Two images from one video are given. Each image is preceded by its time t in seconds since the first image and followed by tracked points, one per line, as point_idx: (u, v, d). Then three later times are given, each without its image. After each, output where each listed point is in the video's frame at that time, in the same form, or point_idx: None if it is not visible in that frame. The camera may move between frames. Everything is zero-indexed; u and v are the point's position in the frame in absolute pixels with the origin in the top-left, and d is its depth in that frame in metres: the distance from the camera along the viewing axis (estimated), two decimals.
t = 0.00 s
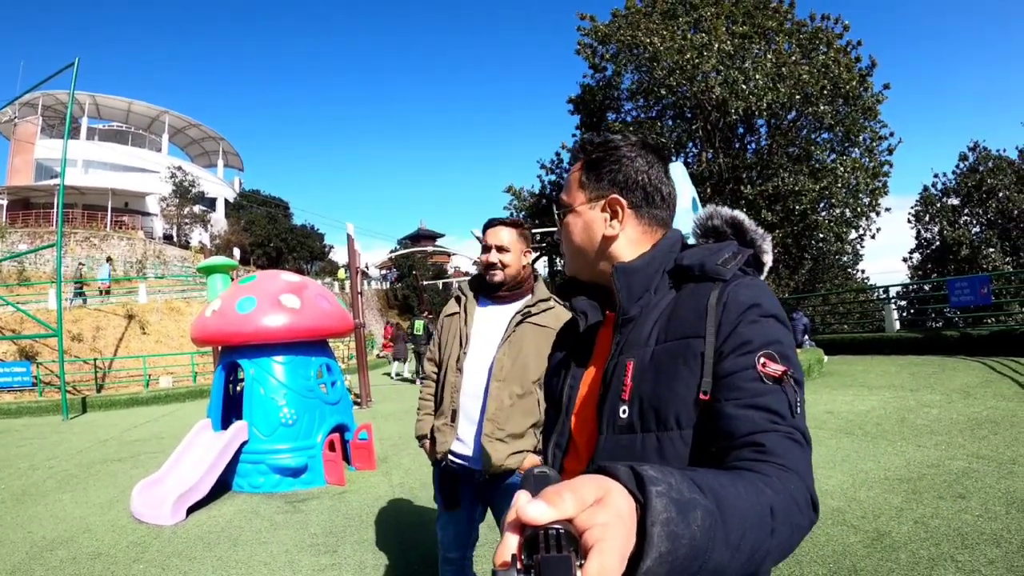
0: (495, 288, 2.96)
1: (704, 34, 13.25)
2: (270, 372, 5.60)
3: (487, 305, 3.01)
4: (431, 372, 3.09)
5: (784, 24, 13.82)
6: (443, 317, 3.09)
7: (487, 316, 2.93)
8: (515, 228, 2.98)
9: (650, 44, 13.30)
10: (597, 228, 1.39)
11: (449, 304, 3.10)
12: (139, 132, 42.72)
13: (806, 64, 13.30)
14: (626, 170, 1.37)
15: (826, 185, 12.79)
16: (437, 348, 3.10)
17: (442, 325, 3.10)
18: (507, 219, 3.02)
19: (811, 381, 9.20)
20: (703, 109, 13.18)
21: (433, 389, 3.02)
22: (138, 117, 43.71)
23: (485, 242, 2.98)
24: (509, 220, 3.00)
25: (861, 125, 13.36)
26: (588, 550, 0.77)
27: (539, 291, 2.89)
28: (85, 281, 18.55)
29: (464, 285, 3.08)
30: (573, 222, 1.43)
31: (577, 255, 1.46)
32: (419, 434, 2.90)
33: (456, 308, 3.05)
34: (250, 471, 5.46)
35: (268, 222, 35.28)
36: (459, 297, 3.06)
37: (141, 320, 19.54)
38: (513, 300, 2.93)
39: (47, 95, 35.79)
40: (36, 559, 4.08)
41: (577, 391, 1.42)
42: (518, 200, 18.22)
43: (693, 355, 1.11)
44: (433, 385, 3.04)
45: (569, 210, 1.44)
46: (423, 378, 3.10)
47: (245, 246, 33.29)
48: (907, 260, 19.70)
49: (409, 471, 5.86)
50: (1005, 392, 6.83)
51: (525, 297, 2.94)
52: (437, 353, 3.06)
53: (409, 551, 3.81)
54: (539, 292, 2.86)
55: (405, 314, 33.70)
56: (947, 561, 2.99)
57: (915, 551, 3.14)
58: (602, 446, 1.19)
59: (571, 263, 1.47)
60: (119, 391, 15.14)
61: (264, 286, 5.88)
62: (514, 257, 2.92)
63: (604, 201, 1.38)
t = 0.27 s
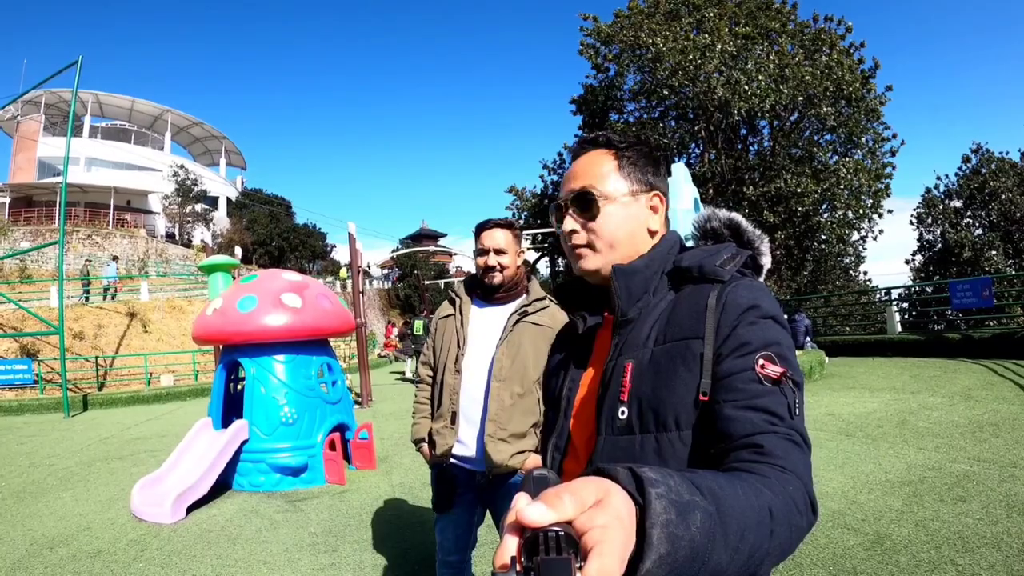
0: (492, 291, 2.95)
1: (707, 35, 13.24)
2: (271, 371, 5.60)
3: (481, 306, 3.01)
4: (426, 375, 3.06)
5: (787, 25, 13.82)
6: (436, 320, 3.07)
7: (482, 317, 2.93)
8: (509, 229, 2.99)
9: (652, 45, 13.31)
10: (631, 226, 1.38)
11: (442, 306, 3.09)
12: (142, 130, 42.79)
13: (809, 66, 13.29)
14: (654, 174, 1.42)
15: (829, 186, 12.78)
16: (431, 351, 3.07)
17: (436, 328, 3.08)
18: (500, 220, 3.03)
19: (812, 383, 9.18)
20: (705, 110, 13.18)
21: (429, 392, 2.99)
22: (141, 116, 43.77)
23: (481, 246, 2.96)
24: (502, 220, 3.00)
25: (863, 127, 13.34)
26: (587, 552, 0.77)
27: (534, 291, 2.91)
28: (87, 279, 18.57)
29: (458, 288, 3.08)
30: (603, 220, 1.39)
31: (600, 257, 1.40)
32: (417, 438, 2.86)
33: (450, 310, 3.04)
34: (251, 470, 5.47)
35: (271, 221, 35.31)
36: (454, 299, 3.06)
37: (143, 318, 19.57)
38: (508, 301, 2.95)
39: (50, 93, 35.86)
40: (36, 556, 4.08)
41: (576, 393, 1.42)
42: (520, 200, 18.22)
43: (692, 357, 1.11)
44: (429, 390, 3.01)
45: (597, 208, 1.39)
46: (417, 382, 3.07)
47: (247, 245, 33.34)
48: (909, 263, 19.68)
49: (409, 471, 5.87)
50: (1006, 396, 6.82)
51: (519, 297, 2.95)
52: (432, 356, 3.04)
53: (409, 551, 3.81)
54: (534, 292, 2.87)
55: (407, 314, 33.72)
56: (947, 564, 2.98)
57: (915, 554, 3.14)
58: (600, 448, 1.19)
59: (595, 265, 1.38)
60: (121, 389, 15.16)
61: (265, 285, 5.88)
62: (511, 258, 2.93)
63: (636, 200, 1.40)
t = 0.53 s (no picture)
0: (488, 293, 2.97)
1: (713, 38, 13.23)
2: (275, 372, 5.62)
3: (475, 307, 3.02)
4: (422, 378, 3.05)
5: (793, 28, 13.79)
6: (431, 323, 3.07)
7: (477, 319, 2.94)
8: (508, 233, 3.04)
9: (658, 48, 13.32)
10: (651, 228, 1.41)
11: (437, 309, 3.10)
12: (149, 131, 43.02)
13: (815, 69, 13.25)
14: (660, 182, 1.48)
15: (834, 190, 12.74)
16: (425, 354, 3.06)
17: (430, 332, 3.07)
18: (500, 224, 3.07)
19: (817, 387, 9.15)
20: (711, 113, 13.15)
21: (425, 395, 2.98)
22: (148, 117, 44.00)
23: (479, 248, 3.00)
24: (499, 223, 3.04)
25: (869, 130, 13.29)
26: (583, 551, 0.76)
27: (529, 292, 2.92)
28: (93, 279, 18.66)
29: (452, 291, 3.09)
30: (631, 218, 1.39)
31: (624, 255, 1.40)
32: (415, 442, 2.85)
33: (445, 313, 3.05)
34: (254, 471, 5.48)
35: (276, 222, 35.43)
36: (448, 301, 3.07)
37: (149, 318, 19.66)
38: (504, 303, 2.96)
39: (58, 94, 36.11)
40: (39, 554, 4.11)
41: (573, 394, 1.42)
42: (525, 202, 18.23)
43: (688, 357, 1.11)
44: (425, 394, 3.00)
45: (626, 206, 1.39)
46: (413, 386, 3.05)
47: (252, 246, 33.45)
48: (914, 266, 19.59)
49: (412, 472, 5.87)
50: (1012, 400, 6.77)
51: (515, 298, 2.98)
52: (426, 360, 3.02)
53: (410, 552, 3.81)
54: (529, 292, 2.90)
55: (411, 316, 33.76)
56: (950, 569, 2.97)
57: (918, 558, 3.12)
58: (596, 448, 1.19)
59: (624, 261, 1.36)
60: (126, 388, 15.22)
61: (271, 285, 5.90)
62: (508, 260, 2.96)
63: (653, 203, 1.43)
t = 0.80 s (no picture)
0: (482, 296, 2.95)
1: (718, 43, 13.23)
2: (277, 373, 5.63)
3: (469, 311, 3.01)
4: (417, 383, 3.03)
5: (798, 34, 13.79)
6: (425, 328, 3.06)
7: (471, 324, 2.93)
8: (497, 234, 3.01)
9: (663, 53, 13.34)
10: (646, 233, 1.43)
11: (430, 313, 3.07)
12: (155, 132, 43.23)
13: (820, 75, 13.24)
14: (653, 187, 1.50)
15: (838, 196, 12.72)
16: (419, 360, 3.05)
17: (424, 336, 3.06)
18: (488, 226, 3.04)
19: (821, 394, 9.12)
20: (716, 119, 13.15)
21: (421, 399, 2.96)
22: (155, 118, 44.21)
23: (469, 252, 2.97)
24: (489, 225, 3.02)
25: (874, 136, 13.27)
26: (584, 549, 0.76)
27: (522, 295, 2.93)
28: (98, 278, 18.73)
29: (443, 295, 3.05)
30: (626, 225, 1.40)
31: (621, 261, 1.41)
32: (411, 446, 2.85)
33: (438, 317, 3.03)
34: (255, 471, 5.48)
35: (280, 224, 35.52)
36: (441, 306, 3.04)
37: (153, 318, 19.72)
38: (498, 305, 2.94)
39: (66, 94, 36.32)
40: (40, 550, 4.12)
41: (569, 396, 1.42)
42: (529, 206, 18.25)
43: (684, 357, 1.11)
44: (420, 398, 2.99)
45: (620, 212, 1.40)
46: (409, 391, 3.04)
47: (256, 247, 33.54)
48: (918, 274, 19.53)
49: (412, 475, 5.87)
50: (1015, 409, 6.73)
51: (508, 301, 2.96)
52: (421, 365, 3.02)
53: (410, 554, 3.81)
54: (522, 296, 2.90)
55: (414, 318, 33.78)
56: None
57: (919, 566, 3.10)
58: (592, 450, 1.19)
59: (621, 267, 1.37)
60: (128, 387, 15.26)
61: (274, 286, 5.91)
62: (501, 263, 2.95)
63: (647, 209, 1.45)
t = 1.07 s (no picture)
0: (477, 296, 2.94)
1: (723, 46, 13.21)
2: (278, 369, 5.63)
3: (462, 311, 2.99)
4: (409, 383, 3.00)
5: (804, 38, 13.77)
6: (418, 327, 3.03)
7: (465, 324, 2.92)
8: (491, 233, 2.99)
9: (668, 55, 13.32)
10: (645, 235, 1.43)
11: (421, 312, 3.03)
12: (159, 126, 43.28)
13: (825, 79, 13.21)
14: (651, 188, 1.50)
15: (841, 201, 12.70)
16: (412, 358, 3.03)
17: (416, 335, 3.04)
18: (482, 225, 3.02)
19: (821, 398, 9.10)
20: (720, 122, 13.13)
21: (413, 399, 2.95)
22: (159, 112, 44.26)
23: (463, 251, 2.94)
24: (483, 223, 2.99)
25: (878, 141, 13.25)
26: (585, 549, 0.76)
27: (515, 294, 2.94)
28: (100, 272, 18.76)
29: (436, 294, 3.03)
30: (626, 227, 1.39)
31: (620, 262, 1.40)
32: (403, 446, 2.83)
33: (431, 317, 3.00)
34: (254, 466, 5.47)
35: (283, 220, 35.55)
36: (433, 305, 3.01)
37: (154, 312, 19.74)
38: (493, 305, 2.95)
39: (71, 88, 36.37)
40: (37, 542, 4.12)
41: (569, 397, 1.42)
42: (531, 206, 18.25)
43: (684, 358, 1.11)
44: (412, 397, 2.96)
45: (619, 213, 1.39)
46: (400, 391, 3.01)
47: (258, 243, 33.56)
48: (920, 280, 19.49)
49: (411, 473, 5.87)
50: (1015, 416, 6.72)
51: (501, 300, 2.96)
52: (413, 364, 2.99)
53: (407, 552, 3.81)
54: (515, 295, 2.91)
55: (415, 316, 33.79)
56: None
57: (918, 573, 3.10)
58: (592, 451, 1.19)
59: (621, 268, 1.36)
60: (128, 381, 15.29)
61: (276, 282, 5.91)
62: (496, 261, 2.93)
63: (646, 210, 1.45)
